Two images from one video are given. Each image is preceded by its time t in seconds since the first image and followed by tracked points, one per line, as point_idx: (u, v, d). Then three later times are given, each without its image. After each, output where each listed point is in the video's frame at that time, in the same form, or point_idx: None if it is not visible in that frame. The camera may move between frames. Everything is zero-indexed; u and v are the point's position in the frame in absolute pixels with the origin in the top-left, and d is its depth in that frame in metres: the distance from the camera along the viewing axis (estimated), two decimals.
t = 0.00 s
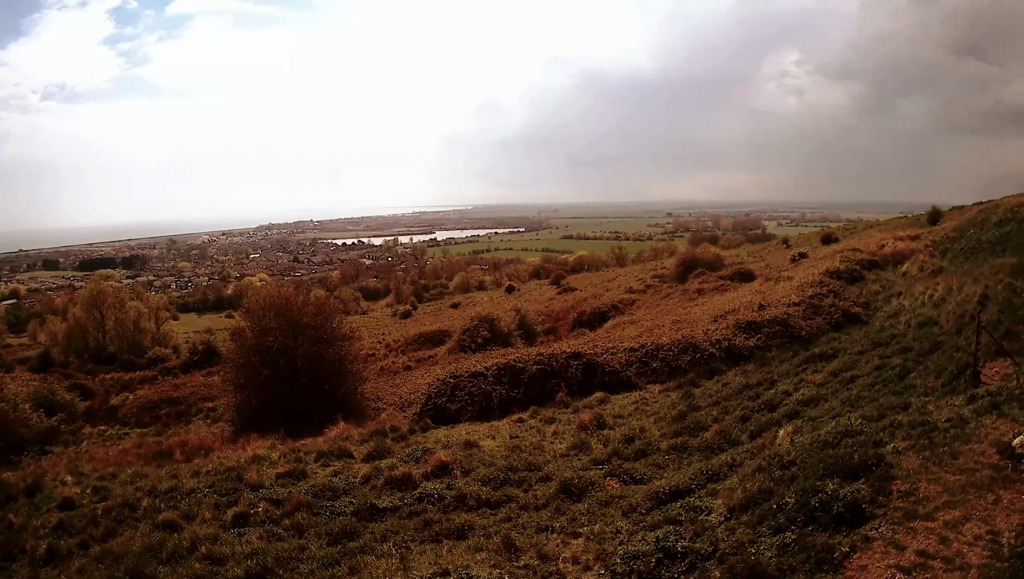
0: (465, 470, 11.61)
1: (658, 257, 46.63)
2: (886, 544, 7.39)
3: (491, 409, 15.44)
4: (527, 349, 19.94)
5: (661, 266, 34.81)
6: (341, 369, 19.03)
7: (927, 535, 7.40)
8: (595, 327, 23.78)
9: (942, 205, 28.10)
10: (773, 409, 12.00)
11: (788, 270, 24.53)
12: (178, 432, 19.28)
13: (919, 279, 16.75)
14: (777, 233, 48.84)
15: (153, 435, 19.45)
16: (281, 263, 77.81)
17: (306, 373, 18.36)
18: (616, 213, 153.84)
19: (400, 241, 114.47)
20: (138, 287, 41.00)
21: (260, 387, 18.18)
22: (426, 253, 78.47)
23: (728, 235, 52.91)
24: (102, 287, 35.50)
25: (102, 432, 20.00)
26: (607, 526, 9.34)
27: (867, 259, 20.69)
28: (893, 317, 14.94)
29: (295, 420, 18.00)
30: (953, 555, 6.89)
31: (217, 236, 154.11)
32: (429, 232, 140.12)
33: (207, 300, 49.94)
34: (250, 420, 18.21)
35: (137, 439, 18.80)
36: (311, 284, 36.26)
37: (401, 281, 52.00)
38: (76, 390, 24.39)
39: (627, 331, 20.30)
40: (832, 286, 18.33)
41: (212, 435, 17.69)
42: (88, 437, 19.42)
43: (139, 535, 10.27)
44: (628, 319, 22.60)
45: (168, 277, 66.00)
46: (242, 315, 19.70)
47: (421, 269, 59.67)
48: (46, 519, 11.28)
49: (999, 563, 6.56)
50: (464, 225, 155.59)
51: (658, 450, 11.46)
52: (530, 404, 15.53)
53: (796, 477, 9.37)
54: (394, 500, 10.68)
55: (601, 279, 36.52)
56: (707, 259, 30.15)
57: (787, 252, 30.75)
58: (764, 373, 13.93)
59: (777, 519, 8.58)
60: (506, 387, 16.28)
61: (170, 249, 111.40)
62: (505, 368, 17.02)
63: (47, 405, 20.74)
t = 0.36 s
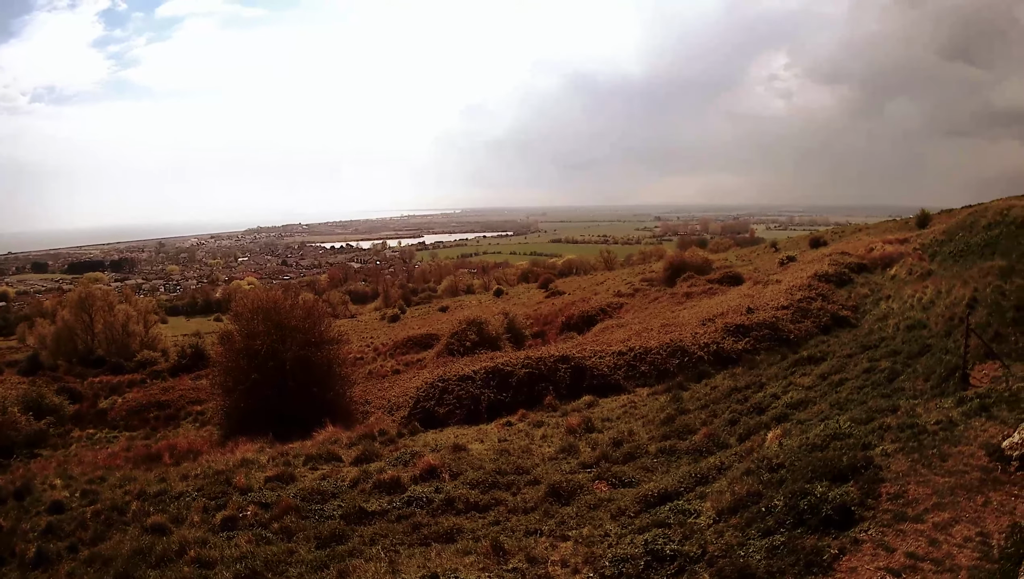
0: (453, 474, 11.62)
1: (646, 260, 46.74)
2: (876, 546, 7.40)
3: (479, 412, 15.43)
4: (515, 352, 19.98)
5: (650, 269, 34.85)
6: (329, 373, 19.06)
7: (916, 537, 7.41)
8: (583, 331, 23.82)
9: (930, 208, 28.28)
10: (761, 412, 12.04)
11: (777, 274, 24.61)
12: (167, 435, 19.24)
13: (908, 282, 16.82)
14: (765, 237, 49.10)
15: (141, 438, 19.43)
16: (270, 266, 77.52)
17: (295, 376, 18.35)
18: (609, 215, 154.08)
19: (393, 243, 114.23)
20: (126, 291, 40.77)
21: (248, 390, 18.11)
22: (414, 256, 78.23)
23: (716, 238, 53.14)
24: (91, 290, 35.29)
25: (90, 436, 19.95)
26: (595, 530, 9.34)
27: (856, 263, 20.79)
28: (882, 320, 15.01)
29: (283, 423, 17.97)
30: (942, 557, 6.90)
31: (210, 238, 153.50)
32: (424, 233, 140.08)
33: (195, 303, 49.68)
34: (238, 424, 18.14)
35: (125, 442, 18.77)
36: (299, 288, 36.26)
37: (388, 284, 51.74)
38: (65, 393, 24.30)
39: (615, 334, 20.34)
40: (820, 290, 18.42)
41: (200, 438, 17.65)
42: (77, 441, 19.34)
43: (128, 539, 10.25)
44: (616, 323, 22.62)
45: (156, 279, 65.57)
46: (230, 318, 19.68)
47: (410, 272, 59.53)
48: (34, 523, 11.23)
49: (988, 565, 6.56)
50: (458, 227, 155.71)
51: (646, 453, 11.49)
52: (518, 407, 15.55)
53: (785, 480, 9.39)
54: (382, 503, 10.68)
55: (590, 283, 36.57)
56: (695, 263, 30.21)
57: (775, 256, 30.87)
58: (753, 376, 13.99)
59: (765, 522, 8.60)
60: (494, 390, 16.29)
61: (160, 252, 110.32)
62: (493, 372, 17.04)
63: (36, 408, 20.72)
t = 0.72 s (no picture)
0: (444, 474, 11.63)
1: (636, 259, 46.80)
2: (868, 543, 7.40)
3: (469, 412, 15.45)
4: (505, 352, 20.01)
5: (639, 268, 34.89)
6: (319, 373, 19.04)
7: (908, 534, 7.42)
8: (573, 329, 23.85)
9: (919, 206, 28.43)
10: (751, 410, 12.08)
11: (766, 272, 24.68)
12: (158, 436, 19.22)
13: (898, 279, 16.91)
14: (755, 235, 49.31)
15: (133, 440, 19.41)
16: (260, 267, 77.28)
17: (285, 377, 18.33)
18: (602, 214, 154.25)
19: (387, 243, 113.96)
20: (116, 292, 40.60)
21: (239, 391, 18.07)
22: (404, 256, 78.08)
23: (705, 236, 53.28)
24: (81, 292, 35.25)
25: (82, 437, 19.92)
26: (586, 528, 9.35)
27: (845, 261, 20.88)
28: (872, 318, 15.09)
29: (274, 424, 17.97)
30: (935, 554, 6.90)
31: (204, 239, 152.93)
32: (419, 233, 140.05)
33: (185, 304, 49.46)
34: (228, 425, 18.11)
35: (116, 444, 18.75)
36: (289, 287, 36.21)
37: (378, 285, 51.56)
38: (55, 395, 24.24)
39: (605, 333, 20.39)
40: (810, 288, 18.50)
41: (191, 439, 17.64)
42: (68, 443, 19.30)
43: (119, 541, 10.23)
44: (606, 322, 22.67)
45: (145, 281, 65.20)
46: (220, 319, 19.56)
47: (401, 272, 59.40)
48: (24, 525, 11.17)
49: (980, 561, 6.55)
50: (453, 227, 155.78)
51: (637, 452, 11.52)
52: (508, 407, 15.59)
53: (776, 477, 9.41)
54: (373, 504, 10.68)
55: (580, 282, 36.59)
56: (684, 261, 30.23)
57: (764, 253, 30.94)
58: (743, 374, 14.04)
59: (756, 520, 8.61)
60: (484, 389, 16.31)
61: (152, 254, 109.35)
62: (483, 371, 17.05)
63: (27, 411, 20.69)
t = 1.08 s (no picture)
0: (434, 474, 11.63)
1: (626, 258, 46.84)
2: (859, 541, 7.41)
3: (460, 412, 15.46)
4: (494, 352, 20.02)
5: (628, 267, 34.92)
6: (310, 374, 19.05)
7: (899, 532, 7.42)
8: (562, 329, 23.88)
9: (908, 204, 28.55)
10: (742, 409, 12.11)
11: (756, 271, 24.72)
12: (149, 438, 19.20)
13: (889, 278, 16.98)
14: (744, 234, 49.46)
15: (124, 442, 19.39)
16: (251, 269, 76.96)
17: (276, 378, 18.33)
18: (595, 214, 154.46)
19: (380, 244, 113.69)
20: (107, 294, 40.41)
21: (229, 392, 18.07)
22: (394, 256, 77.95)
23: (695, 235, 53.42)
24: (72, 294, 35.09)
25: (73, 440, 19.89)
26: (577, 528, 9.35)
27: (836, 259, 20.96)
28: (862, 316, 15.16)
29: (265, 425, 17.96)
30: (926, 552, 6.91)
31: (197, 241, 152.40)
32: (414, 234, 140.03)
33: (175, 305, 49.21)
34: (219, 426, 18.09)
35: (108, 446, 18.74)
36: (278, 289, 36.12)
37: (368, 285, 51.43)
38: (46, 398, 24.18)
39: (595, 332, 20.42)
40: (800, 286, 18.56)
41: (182, 441, 17.63)
42: (59, 445, 19.25)
43: (111, 544, 10.21)
44: (596, 321, 22.71)
45: (135, 283, 64.82)
46: (210, 320, 19.56)
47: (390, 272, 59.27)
48: (15, 528, 11.11)
49: (973, 559, 6.54)
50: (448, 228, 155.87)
51: (628, 451, 11.54)
52: (498, 407, 15.61)
53: (767, 476, 9.43)
54: (364, 504, 10.68)
55: (570, 281, 36.61)
56: (674, 260, 30.26)
57: (754, 252, 31.01)
58: (734, 373, 14.08)
59: (747, 519, 8.61)
60: (474, 389, 16.32)
61: (145, 255, 109.19)
62: (474, 371, 17.05)
63: (18, 414, 20.67)
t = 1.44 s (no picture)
0: (414, 475, 11.65)
1: (604, 260, 47.03)
2: (840, 541, 7.41)
3: (439, 413, 15.48)
4: (474, 353, 20.04)
5: (607, 269, 34.94)
6: (289, 375, 19.03)
7: (881, 531, 7.43)
8: (542, 330, 23.97)
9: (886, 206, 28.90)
10: (721, 409, 12.19)
11: (735, 272, 24.85)
12: (130, 440, 19.17)
13: (869, 279, 17.16)
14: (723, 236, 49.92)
15: (105, 443, 19.38)
16: (232, 270, 76.37)
17: (255, 379, 18.32)
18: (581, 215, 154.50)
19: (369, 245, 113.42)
20: (86, 295, 40.14)
21: (209, 394, 18.07)
22: (373, 259, 77.67)
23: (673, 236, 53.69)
24: (52, 295, 34.89)
25: (53, 442, 19.84)
26: (557, 529, 9.36)
27: (815, 261, 21.16)
28: (842, 317, 15.34)
29: (245, 427, 17.98)
30: (908, 551, 6.90)
31: (186, 242, 151.49)
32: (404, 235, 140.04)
33: (154, 307, 48.80)
34: (199, 428, 18.08)
35: (88, 448, 18.71)
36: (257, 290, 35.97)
37: (347, 287, 51.07)
38: (26, 400, 24.07)
39: (574, 333, 20.49)
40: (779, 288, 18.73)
41: (162, 443, 17.62)
42: (37, 448, 19.15)
43: (92, 547, 10.16)
44: (575, 322, 22.81)
45: (115, 283, 64.09)
46: (190, 321, 19.52)
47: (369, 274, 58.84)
48: None
49: (955, 558, 6.52)
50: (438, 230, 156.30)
51: (608, 452, 11.58)
52: (478, 408, 15.64)
53: (747, 476, 9.46)
54: (345, 506, 10.69)
55: (549, 283, 36.62)
56: (652, 261, 30.37)
57: (734, 253, 31.19)
58: (713, 373, 14.19)
59: (728, 519, 8.63)
60: (453, 391, 16.33)
61: (125, 256, 107.51)
62: (453, 372, 17.05)
63: None
